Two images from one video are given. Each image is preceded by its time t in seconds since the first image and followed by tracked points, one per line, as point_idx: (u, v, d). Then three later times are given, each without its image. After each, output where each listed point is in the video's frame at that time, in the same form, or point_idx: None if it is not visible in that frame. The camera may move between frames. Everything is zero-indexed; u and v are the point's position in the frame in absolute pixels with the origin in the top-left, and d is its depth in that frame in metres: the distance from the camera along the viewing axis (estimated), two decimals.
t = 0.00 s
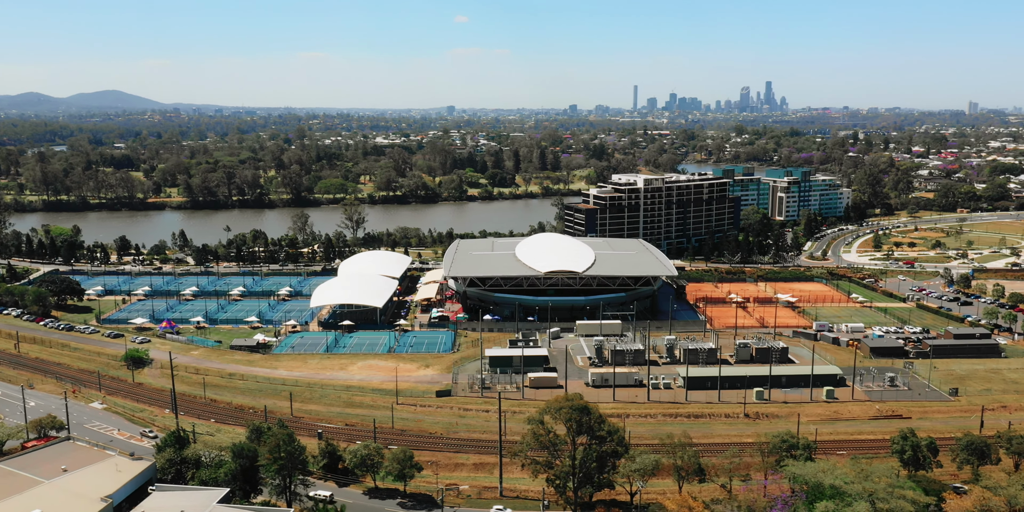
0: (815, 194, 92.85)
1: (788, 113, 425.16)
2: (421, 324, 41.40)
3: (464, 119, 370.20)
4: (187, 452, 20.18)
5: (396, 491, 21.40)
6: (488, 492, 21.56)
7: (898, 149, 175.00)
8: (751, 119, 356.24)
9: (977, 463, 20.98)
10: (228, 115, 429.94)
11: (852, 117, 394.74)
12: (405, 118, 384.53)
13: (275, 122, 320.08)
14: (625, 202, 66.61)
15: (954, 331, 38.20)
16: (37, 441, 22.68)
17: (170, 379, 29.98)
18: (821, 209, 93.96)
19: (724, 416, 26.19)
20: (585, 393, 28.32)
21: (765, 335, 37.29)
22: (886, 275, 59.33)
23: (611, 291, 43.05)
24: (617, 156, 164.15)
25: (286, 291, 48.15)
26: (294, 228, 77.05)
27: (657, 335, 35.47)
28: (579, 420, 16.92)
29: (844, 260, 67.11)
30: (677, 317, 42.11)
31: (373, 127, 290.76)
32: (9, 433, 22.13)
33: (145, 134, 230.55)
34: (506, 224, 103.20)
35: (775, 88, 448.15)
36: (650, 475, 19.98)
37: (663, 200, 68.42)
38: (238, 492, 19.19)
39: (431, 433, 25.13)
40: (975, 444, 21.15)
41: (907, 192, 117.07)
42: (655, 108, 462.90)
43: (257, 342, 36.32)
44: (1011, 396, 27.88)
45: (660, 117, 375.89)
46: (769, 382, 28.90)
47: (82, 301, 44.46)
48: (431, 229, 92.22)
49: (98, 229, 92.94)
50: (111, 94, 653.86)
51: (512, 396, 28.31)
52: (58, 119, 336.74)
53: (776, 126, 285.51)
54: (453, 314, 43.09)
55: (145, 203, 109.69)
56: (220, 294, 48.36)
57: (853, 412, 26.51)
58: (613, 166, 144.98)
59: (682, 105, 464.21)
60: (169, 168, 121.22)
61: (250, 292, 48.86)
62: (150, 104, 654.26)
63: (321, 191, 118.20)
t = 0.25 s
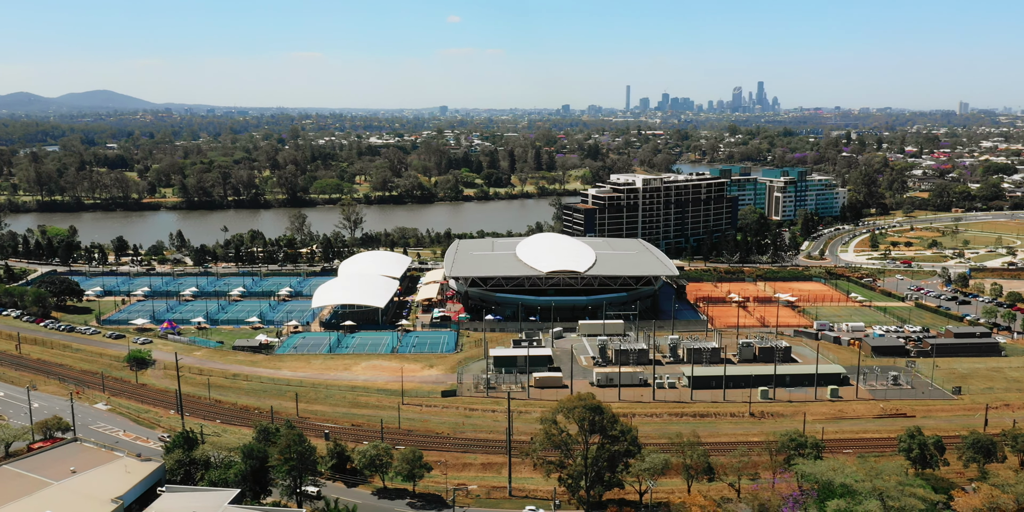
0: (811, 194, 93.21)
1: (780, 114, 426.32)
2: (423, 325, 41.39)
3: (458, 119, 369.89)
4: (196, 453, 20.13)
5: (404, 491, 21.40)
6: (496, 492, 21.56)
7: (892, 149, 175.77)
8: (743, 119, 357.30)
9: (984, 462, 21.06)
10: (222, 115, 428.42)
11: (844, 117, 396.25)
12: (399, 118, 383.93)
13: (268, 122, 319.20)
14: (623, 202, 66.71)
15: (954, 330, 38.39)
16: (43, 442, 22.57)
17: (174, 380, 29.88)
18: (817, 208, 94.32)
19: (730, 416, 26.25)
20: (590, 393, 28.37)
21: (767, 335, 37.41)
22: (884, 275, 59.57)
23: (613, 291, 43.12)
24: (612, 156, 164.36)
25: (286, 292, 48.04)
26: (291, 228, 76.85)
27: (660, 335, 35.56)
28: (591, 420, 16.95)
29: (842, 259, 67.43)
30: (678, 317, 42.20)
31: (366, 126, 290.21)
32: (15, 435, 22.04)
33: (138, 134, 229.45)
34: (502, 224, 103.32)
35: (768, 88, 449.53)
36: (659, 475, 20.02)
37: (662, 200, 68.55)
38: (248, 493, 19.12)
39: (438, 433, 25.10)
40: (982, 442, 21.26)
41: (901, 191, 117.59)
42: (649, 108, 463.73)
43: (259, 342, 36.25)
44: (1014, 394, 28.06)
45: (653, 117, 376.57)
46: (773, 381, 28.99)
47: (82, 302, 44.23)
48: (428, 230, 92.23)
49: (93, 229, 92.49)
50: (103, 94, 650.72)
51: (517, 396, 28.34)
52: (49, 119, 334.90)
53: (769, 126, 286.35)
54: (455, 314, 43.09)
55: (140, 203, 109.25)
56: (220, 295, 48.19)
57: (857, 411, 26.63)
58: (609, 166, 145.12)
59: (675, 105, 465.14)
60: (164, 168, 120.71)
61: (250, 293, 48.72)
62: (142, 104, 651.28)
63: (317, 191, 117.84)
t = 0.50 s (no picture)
0: (808, 193, 93.56)
1: (774, 114, 427.47)
2: (425, 325, 41.38)
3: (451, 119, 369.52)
4: (205, 455, 20.08)
5: (413, 491, 21.38)
6: (506, 492, 21.57)
7: (885, 149, 176.52)
8: (737, 119, 358.17)
9: (991, 459, 21.14)
10: (214, 115, 426.73)
11: (837, 118, 397.60)
12: (392, 118, 383.21)
13: (261, 122, 318.26)
14: (622, 202, 66.82)
15: (954, 329, 38.59)
16: (49, 444, 22.46)
17: (178, 381, 29.80)
18: (814, 208, 94.69)
19: (736, 415, 26.32)
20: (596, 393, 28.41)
21: (769, 334, 37.53)
22: (882, 274, 59.82)
23: (614, 291, 43.19)
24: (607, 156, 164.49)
25: (286, 292, 47.93)
26: (289, 228, 76.64)
27: (663, 335, 35.63)
28: (604, 420, 16.98)
29: (839, 259, 67.73)
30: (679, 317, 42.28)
31: (360, 126, 289.64)
32: (21, 436, 21.89)
33: (130, 134, 228.32)
34: (499, 223, 103.38)
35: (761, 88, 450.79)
36: (669, 474, 20.05)
37: (660, 200, 68.69)
38: (259, 494, 19.06)
39: (444, 433, 25.09)
40: (988, 441, 21.34)
41: (896, 191, 118.08)
42: (643, 108, 464.39)
43: (262, 343, 36.16)
44: (1016, 393, 28.23)
45: (647, 117, 377.04)
46: (777, 380, 29.12)
47: (81, 303, 44.01)
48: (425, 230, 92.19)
49: (88, 230, 92.02)
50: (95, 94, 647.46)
51: (522, 396, 28.36)
52: (41, 119, 333.01)
53: (762, 126, 287.16)
54: (457, 314, 43.07)
55: (135, 204, 108.77)
56: (220, 295, 48.03)
57: (862, 410, 26.74)
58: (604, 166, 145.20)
59: (669, 104, 465.89)
60: (158, 169, 120.15)
61: (250, 293, 48.59)
62: (134, 104, 648.21)
63: (313, 192, 117.54)
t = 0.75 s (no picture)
0: (804, 193, 93.89)
1: (767, 113, 428.64)
2: (427, 325, 41.38)
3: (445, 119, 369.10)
4: (214, 455, 20.05)
5: (422, 491, 21.38)
6: (515, 491, 21.58)
7: (878, 148, 177.24)
8: (730, 119, 359.01)
9: (997, 457, 21.22)
10: (207, 115, 425.16)
11: (829, 117, 398.96)
12: (385, 118, 382.53)
13: (253, 122, 317.34)
14: (621, 202, 66.90)
15: (954, 328, 38.82)
16: (56, 446, 22.36)
17: (182, 382, 29.70)
18: (810, 208, 95.03)
19: (741, 414, 26.40)
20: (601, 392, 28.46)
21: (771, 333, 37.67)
22: (879, 273, 60.13)
23: (616, 291, 43.28)
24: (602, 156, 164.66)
25: (286, 293, 47.82)
26: (286, 228, 76.44)
27: (666, 335, 35.70)
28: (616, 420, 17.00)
29: (837, 258, 68.03)
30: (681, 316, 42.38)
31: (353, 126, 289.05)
32: (27, 437, 21.78)
33: (123, 134, 227.25)
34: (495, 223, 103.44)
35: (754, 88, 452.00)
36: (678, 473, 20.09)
37: (658, 200, 68.81)
38: (268, 495, 19.05)
39: (451, 433, 25.10)
40: (994, 438, 21.42)
41: (891, 190, 118.57)
42: (637, 108, 465.00)
43: (265, 344, 36.09)
44: (1019, 391, 28.42)
45: (640, 117, 377.61)
46: (781, 379, 29.23)
47: (80, 304, 43.80)
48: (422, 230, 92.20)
49: (82, 230, 91.56)
50: (86, 94, 644.33)
51: (528, 396, 28.39)
52: (32, 119, 331.17)
53: (754, 126, 287.98)
54: (458, 314, 43.06)
55: (130, 204, 108.30)
56: (220, 296, 47.89)
57: (866, 408, 26.86)
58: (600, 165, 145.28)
59: (663, 104, 466.63)
60: (153, 169, 119.61)
61: (250, 293, 48.47)
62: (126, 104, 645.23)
63: (308, 192, 117.27)
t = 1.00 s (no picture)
0: (800, 193, 94.22)
1: (759, 113, 429.79)
2: (429, 325, 41.36)
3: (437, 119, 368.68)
4: (223, 457, 20.02)
5: (431, 491, 21.35)
6: (523, 491, 21.57)
7: (871, 148, 177.97)
8: (722, 119, 359.84)
9: (1002, 455, 21.29)
10: (200, 115, 423.42)
11: (821, 117, 400.36)
12: (378, 119, 381.67)
13: (245, 122, 316.31)
14: (619, 201, 66.96)
15: (953, 326, 39.04)
16: (62, 447, 22.25)
17: (185, 383, 29.63)
18: (805, 207, 95.38)
19: (746, 413, 26.50)
20: (606, 392, 28.52)
21: (772, 332, 37.77)
22: (877, 272, 60.41)
23: (616, 291, 43.33)
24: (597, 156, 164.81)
25: (286, 293, 47.68)
26: (283, 228, 76.22)
27: (668, 334, 35.78)
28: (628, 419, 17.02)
29: (834, 258, 68.35)
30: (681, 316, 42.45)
31: (346, 127, 288.44)
32: (34, 438, 21.70)
33: (115, 134, 226.03)
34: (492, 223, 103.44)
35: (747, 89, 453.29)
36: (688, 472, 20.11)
37: (656, 199, 68.95)
38: (278, 495, 19.03)
39: (457, 433, 25.09)
40: (999, 436, 21.49)
41: (885, 190, 119.07)
42: (630, 108, 465.68)
43: (266, 344, 35.99)
44: (1020, 389, 28.62)
45: (632, 118, 378.07)
46: (785, 378, 29.34)
47: (79, 305, 43.58)
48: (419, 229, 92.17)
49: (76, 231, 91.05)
50: (76, 94, 641.40)
51: (533, 396, 28.42)
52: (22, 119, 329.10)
53: (747, 126, 288.69)
54: (460, 314, 43.02)
55: (124, 205, 107.80)
56: (219, 296, 47.73)
57: (869, 407, 26.99)
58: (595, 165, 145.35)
59: (656, 104, 467.37)
60: (146, 169, 119.06)
61: (250, 294, 48.33)
62: (117, 104, 642.40)
63: (303, 192, 116.99)
